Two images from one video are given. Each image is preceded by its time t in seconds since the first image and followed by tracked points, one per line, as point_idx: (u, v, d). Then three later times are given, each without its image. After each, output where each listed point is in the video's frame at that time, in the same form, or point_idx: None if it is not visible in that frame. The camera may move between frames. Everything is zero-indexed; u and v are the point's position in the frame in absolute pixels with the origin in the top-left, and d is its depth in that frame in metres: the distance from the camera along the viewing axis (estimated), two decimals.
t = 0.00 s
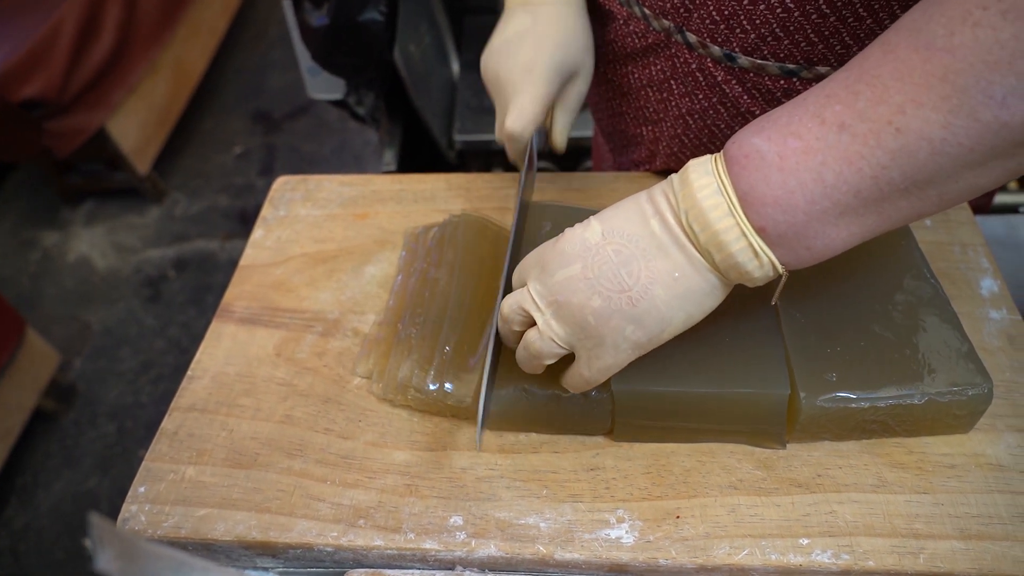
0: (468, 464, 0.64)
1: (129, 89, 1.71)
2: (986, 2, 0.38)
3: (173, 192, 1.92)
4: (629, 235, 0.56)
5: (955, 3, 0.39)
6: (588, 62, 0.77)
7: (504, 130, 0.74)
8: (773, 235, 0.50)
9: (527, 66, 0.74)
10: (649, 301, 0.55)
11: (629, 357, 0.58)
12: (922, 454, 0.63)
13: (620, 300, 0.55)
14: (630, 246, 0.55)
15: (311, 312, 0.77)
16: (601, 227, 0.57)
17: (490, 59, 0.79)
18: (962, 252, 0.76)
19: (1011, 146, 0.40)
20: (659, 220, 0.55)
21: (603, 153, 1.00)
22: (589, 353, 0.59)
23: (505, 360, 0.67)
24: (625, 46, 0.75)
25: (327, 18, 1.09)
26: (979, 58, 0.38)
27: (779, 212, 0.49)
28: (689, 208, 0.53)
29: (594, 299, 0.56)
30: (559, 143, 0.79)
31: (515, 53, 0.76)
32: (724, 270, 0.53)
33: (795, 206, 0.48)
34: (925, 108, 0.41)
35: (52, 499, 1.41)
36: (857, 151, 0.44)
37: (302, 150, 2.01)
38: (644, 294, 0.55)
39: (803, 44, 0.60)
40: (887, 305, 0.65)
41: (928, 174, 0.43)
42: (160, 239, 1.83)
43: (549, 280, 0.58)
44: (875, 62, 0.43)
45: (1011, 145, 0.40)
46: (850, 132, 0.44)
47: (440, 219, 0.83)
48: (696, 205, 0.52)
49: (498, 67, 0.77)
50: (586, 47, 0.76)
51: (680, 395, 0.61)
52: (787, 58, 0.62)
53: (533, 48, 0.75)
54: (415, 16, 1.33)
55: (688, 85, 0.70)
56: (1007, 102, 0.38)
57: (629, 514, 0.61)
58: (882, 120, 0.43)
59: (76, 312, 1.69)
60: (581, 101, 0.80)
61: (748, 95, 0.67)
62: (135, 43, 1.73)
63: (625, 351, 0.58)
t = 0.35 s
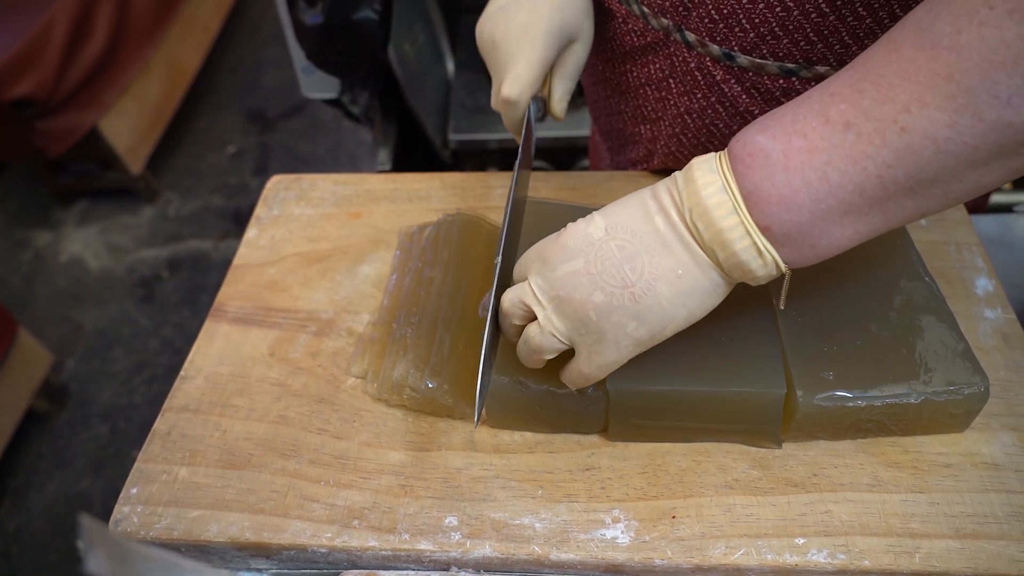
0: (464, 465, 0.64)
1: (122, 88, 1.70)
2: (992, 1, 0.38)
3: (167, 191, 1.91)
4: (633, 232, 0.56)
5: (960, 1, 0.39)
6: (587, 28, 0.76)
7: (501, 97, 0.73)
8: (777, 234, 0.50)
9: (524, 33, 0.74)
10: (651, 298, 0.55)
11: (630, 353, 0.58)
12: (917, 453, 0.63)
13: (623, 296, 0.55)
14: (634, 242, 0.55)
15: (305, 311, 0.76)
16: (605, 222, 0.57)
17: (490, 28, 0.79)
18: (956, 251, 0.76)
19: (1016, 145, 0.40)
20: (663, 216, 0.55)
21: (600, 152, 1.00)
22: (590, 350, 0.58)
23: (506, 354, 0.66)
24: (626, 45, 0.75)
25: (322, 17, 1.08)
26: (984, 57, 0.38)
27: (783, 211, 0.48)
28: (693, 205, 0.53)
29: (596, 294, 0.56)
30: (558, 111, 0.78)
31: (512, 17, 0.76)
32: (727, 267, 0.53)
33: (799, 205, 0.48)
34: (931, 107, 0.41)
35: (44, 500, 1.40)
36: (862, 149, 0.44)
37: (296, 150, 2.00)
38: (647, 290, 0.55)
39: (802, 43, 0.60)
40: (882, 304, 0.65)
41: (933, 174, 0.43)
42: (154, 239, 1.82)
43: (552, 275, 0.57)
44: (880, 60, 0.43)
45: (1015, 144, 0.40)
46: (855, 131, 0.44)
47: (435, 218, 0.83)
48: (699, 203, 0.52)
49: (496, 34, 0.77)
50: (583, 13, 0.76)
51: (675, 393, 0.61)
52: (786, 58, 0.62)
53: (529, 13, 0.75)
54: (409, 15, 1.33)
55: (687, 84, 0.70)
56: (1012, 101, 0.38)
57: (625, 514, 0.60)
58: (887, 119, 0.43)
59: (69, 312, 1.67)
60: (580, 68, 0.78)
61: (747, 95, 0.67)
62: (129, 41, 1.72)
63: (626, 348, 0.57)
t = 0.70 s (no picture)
0: (460, 465, 0.64)
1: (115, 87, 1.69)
2: None
3: (161, 190, 1.90)
4: (635, 227, 0.55)
5: None
6: (579, 81, 0.77)
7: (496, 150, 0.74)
8: (781, 228, 0.49)
9: (519, 86, 0.74)
10: (654, 293, 0.54)
11: (631, 349, 0.58)
12: (914, 452, 0.63)
13: (625, 292, 0.54)
14: (636, 238, 0.55)
15: (299, 311, 0.76)
16: (606, 218, 0.56)
17: (480, 76, 0.78)
18: (953, 250, 0.76)
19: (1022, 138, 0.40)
20: (666, 211, 0.55)
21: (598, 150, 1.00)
22: (591, 347, 0.58)
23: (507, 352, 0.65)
24: (623, 41, 0.75)
25: (316, 14, 1.07)
26: (990, 49, 0.38)
27: (787, 205, 0.48)
28: (696, 199, 0.52)
29: (598, 290, 0.55)
30: (552, 161, 0.81)
31: (506, 69, 0.75)
32: (730, 262, 0.52)
33: (804, 199, 0.47)
34: (936, 100, 0.41)
35: (38, 502, 1.39)
36: (867, 143, 0.44)
37: (291, 149, 1.99)
38: (649, 286, 0.54)
39: (799, 39, 0.60)
40: (879, 303, 0.65)
41: (938, 167, 0.43)
42: (148, 238, 1.81)
43: (552, 271, 0.57)
44: (885, 53, 0.43)
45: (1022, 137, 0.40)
46: (860, 124, 0.44)
47: (430, 217, 0.82)
48: (703, 197, 0.52)
49: (489, 84, 0.76)
50: (577, 65, 0.76)
51: (671, 393, 0.61)
52: (783, 54, 0.62)
53: (524, 66, 0.74)
54: (403, 13, 1.32)
55: (683, 80, 0.70)
56: (1019, 93, 0.38)
57: (621, 514, 0.60)
58: (893, 112, 0.43)
59: (62, 312, 1.66)
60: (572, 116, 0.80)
61: (743, 91, 0.67)
62: (122, 40, 1.71)
63: (628, 344, 0.57)
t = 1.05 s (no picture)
0: (455, 467, 0.63)
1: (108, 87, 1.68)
2: None
3: (155, 191, 1.89)
4: (632, 230, 0.55)
5: None
6: (582, 115, 0.79)
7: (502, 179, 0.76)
8: (778, 229, 0.49)
9: (524, 122, 0.76)
10: (653, 296, 0.54)
11: (633, 354, 0.57)
12: (910, 452, 0.63)
13: (623, 296, 0.54)
14: (633, 241, 0.54)
15: (293, 312, 0.75)
16: (602, 222, 0.56)
17: (484, 104, 0.80)
18: (948, 249, 0.76)
19: (1017, 137, 0.40)
20: (662, 214, 0.55)
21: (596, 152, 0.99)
22: (592, 352, 0.57)
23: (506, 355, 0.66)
24: (619, 41, 0.74)
25: (309, 14, 1.06)
26: (985, 48, 0.38)
27: (784, 206, 0.48)
28: (693, 202, 0.52)
29: (596, 295, 0.55)
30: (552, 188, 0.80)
31: (513, 105, 0.77)
32: (728, 265, 0.52)
33: (801, 200, 0.47)
34: (932, 99, 0.41)
35: (31, 504, 1.38)
36: (862, 143, 0.44)
37: (286, 149, 1.99)
38: (648, 289, 0.54)
39: (798, 38, 0.59)
40: (874, 302, 0.65)
41: (933, 166, 0.43)
42: (142, 239, 1.80)
43: (550, 277, 0.56)
44: (878, 53, 0.43)
45: (1017, 135, 0.40)
46: (855, 125, 0.44)
47: (424, 217, 0.82)
48: (699, 200, 0.52)
49: (494, 115, 0.78)
50: (580, 101, 0.78)
51: (665, 393, 0.60)
52: (782, 53, 0.61)
53: (531, 101, 0.76)
54: (397, 13, 1.31)
55: (682, 79, 0.70)
56: (1013, 92, 0.38)
57: (618, 515, 0.60)
58: (888, 112, 0.42)
59: (56, 313, 1.65)
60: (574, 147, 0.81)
61: (743, 91, 0.66)
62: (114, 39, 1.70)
63: (629, 348, 0.56)
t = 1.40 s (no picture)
0: (448, 468, 0.63)
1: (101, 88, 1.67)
2: None
3: (149, 191, 1.88)
4: (628, 231, 0.55)
5: None
6: (577, 59, 0.76)
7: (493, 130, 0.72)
8: (774, 231, 0.49)
9: (514, 66, 0.72)
10: (650, 297, 0.54)
11: (629, 355, 0.57)
12: (903, 452, 0.63)
13: (620, 297, 0.54)
14: (629, 242, 0.54)
15: (286, 314, 0.75)
16: (598, 222, 0.55)
17: (476, 55, 0.77)
18: (940, 248, 0.76)
19: (1011, 140, 0.40)
20: (658, 215, 0.54)
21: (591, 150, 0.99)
22: (589, 353, 0.57)
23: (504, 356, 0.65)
24: (615, 40, 0.74)
25: (302, 14, 1.06)
26: (978, 52, 0.38)
27: (780, 208, 0.48)
28: (689, 204, 0.52)
29: (593, 296, 0.54)
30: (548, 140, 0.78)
31: (502, 49, 0.74)
32: (725, 266, 0.52)
33: (796, 202, 0.47)
34: (926, 102, 0.40)
35: (25, 506, 1.38)
36: (857, 146, 0.44)
37: (280, 149, 1.98)
38: (645, 290, 0.53)
39: (793, 37, 0.59)
40: (867, 302, 0.65)
41: (928, 169, 0.43)
42: (136, 240, 1.79)
43: (546, 278, 0.56)
44: (873, 55, 0.43)
45: (1011, 138, 0.40)
46: (850, 127, 0.44)
47: (416, 218, 0.82)
48: (696, 201, 0.51)
49: (485, 63, 0.75)
50: (575, 44, 0.75)
51: (658, 393, 0.60)
52: (777, 51, 0.61)
53: (520, 43, 0.73)
54: (391, 14, 1.31)
55: (677, 78, 0.70)
56: (1007, 96, 0.38)
57: (611, 516, 0.60)
58: (882, 115, 0.42)
59: (50, 314, 1.65)
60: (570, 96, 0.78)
61: (737, 89, 0.66)
62: (108, 40, 1.69)
63: (625, 349, 0.56)
